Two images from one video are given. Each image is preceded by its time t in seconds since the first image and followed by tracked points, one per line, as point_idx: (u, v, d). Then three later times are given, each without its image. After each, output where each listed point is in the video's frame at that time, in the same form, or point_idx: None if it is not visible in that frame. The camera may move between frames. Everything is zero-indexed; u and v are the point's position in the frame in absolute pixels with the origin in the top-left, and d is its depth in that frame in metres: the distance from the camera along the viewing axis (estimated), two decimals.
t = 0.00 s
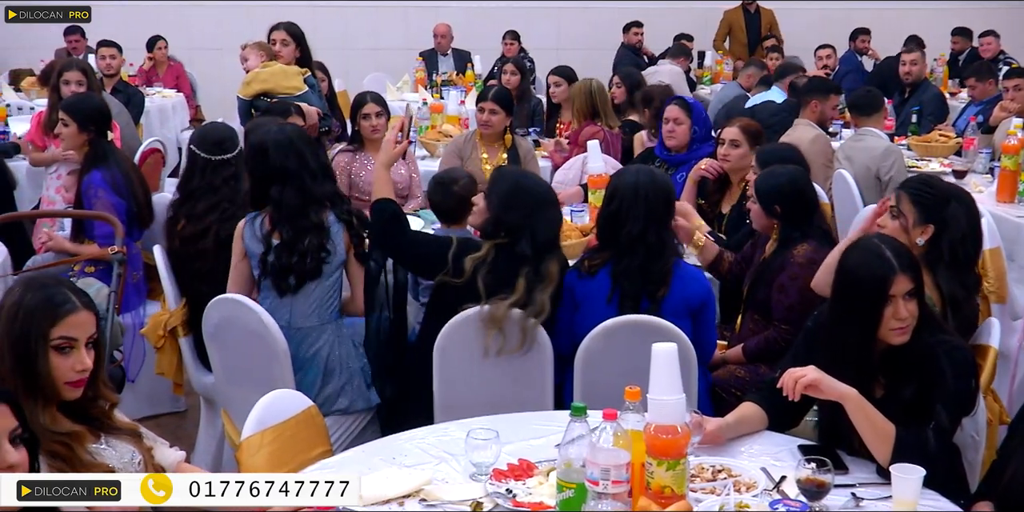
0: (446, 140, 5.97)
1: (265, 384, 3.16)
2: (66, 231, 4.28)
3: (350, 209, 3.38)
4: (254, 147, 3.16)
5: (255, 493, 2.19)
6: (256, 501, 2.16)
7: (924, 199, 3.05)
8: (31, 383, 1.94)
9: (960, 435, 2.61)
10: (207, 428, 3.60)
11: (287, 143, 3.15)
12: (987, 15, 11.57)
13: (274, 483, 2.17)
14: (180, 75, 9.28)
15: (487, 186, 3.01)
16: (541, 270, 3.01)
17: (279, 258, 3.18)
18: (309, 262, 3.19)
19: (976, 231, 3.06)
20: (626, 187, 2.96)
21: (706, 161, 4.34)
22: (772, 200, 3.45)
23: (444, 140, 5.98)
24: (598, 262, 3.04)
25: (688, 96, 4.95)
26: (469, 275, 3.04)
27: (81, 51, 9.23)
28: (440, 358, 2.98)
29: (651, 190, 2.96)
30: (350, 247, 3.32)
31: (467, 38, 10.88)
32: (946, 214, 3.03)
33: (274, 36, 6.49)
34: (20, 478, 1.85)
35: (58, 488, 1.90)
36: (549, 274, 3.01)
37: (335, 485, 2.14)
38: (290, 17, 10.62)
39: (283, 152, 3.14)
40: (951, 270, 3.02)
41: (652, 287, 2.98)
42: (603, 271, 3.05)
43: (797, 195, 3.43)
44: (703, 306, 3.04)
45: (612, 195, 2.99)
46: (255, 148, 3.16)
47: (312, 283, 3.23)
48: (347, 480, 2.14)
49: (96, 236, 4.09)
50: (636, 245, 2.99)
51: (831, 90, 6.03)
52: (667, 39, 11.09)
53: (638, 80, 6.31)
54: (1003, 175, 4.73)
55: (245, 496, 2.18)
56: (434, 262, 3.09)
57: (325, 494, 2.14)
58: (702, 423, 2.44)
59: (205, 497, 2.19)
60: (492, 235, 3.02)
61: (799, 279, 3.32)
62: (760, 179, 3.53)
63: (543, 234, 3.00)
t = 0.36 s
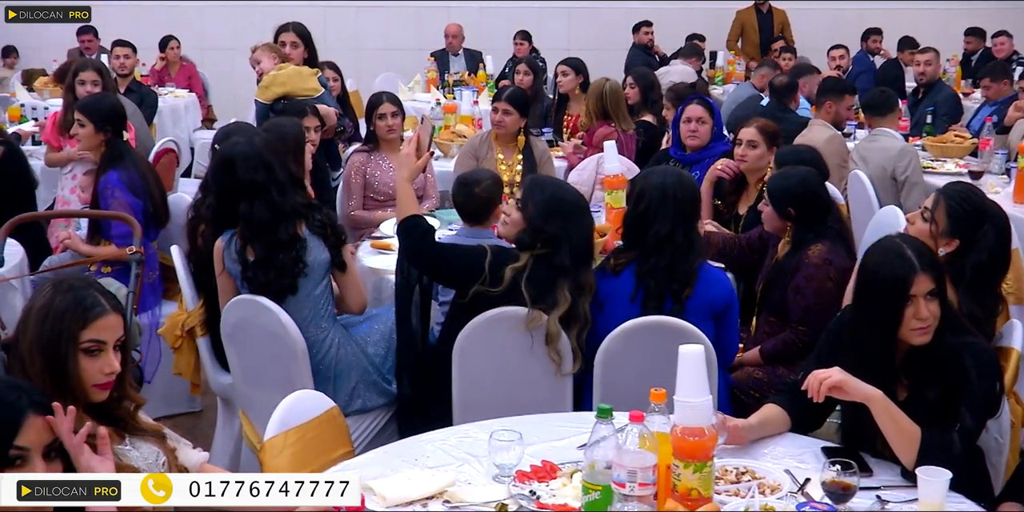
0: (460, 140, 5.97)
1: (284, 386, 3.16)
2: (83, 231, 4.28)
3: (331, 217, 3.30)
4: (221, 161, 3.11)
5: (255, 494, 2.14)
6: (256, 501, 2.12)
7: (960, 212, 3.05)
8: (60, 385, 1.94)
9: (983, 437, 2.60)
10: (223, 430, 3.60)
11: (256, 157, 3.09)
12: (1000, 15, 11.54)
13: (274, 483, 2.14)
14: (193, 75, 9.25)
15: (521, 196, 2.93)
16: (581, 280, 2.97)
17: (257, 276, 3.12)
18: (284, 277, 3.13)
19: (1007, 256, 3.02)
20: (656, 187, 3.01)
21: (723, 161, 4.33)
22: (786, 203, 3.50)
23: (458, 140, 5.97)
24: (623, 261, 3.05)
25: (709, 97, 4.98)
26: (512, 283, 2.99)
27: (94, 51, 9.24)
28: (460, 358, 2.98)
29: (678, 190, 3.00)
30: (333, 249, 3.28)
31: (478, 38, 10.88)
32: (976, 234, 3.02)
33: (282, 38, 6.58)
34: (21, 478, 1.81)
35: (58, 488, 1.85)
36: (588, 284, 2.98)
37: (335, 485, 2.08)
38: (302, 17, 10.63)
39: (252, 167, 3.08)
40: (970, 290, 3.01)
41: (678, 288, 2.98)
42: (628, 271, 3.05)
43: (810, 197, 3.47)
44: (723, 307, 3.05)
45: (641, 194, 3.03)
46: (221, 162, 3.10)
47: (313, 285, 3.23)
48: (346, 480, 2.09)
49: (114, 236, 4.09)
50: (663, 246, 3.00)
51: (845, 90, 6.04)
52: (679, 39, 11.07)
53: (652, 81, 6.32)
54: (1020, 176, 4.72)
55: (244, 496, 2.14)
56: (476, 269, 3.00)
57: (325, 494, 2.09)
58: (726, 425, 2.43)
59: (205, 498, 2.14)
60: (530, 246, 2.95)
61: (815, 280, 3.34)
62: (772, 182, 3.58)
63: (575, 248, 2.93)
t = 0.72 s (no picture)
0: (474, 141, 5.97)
1: (303, 387, 3.16)
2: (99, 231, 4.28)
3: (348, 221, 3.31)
4: (240, 162, 3.10)
5: (254, 493, 2.08)
6: (256, 501, 2.05)
7: (965, 209, 3.06)
8: (87, 386, 1.94)
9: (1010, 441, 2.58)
10: (241, 431, 3.61)
11: (270, 156, 3.07)
12: (1014, 16, 11.50)
13: (274, 482, 2.07)
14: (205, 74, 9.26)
15: (550, 197, 2.94)
16: (605, 282, 2.96)
17: (270, 277, 3.12)
18: (300, 280, 3.13)
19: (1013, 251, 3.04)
20: (691, 188, 2.98)
21: (738, 160, 4.30)
22: (790, 205, 3.47)
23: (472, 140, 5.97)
24: (656, 260, 3.04)
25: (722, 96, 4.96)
26: (538, 284, 2.98)
27: (106, 51, 9.26)
28: (480, 359, 2.99)
29: (714, 191, 2.99)
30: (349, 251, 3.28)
31: (489, 38, 10.88)
32: (981, 232, 3.04)
33: (281, 39, 6.58)
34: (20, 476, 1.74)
35: (58, 487, 1.78)
36: (611, 285, 2.97)
37: (335, 485, 1.95)
38: (314, 17, 10.64)
39: (265, 167, 3.07)
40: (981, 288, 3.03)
41: (708, 288, 2.97)
42: (660, 271, 3.03)
43: (815, 198, 3.43)
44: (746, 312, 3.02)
45: (675, 195, 3.00)
46: (241, 163, 3.10)
47: (331, 289, 3.24)
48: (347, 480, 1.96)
49: (130, 236, 4.09)
50: (697, 248, 2.98)
51: (860, 90, 6.02)
52: (691, 39, 11.05)
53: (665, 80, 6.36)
54: None
55: (244, 495, 2.08)
56: (505, 269, 2.99)
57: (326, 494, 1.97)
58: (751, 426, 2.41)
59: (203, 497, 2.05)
60: (557, 246, 2.96)
61: (825, 280, 3.30)
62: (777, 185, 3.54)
63: (600, 252, 2.94)
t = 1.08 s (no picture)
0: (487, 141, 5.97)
1: (321, 389, 3.16)
2: (115, 231, 4.28)
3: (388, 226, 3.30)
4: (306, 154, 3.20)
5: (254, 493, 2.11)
6: (256, 501, 2.09)
7: (981, 208, 3.08)
8: (112, 387, 1.94)
9: None
10: (259, 432, 3.61)
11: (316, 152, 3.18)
12: None
13: (274, 482, 2.11)
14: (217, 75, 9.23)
15: (572, 198, 2.95)
16: (626, 285, 2.95)
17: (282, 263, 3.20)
18: (307, 275, 3.16)
19: None
20: (748, 195, 3.00)
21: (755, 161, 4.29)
22: (796, 207, 3.46)
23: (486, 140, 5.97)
24: (708, 271, 2.97)
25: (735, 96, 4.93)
26: (562, 288, 2.96)
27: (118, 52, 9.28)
28: (499, 361, 2.98)
29: (765, 197, 3.03)
30: (382, 260, 3.25)
31: (501, 38, 10.87)
32: (998, 228, 3.05)
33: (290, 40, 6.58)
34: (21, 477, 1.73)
35: (58, 488, 1.74)
36: (633, 288, 2.96)
37: (334, 485, 2.05)
38: (325, 17, 10.64)
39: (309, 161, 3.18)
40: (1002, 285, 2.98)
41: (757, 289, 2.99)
42: (688, 256, 3.04)
43: (821, 198, 3.42)
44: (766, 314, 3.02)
45: (737, 204, 2.98)
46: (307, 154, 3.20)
47: (356, 287, 3.24)
48: (346, 480, 2.06)
49: (146, 236, 4.09)
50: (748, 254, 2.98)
51: (875, 90, 6.00)
52: (703, 39, 11.04)
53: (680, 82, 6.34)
54: None
55: (244, 497, 2.09)
56: (528, 273, 2.96)
57: (325, 494, 2.08)
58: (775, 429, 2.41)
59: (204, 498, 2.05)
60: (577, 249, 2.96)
61: (834, 280, 3.28)
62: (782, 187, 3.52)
63: (622, 255, 2.94)
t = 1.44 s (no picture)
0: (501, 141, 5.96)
1: (341, 390, 3.15)
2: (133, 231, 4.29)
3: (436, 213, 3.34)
4: (331, 152, 3.23)
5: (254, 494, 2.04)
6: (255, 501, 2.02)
7: (1010, 204, 3.12)
8: (138, 385, 1.94)
9: None
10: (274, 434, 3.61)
11: (359, 149, 3.18)
12: None
13: (274, 482, 2.08)
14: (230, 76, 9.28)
15: (590, 203, 2.93)
16: (646, 286, 2.94)
17: (336, 263, 3.18)
18: (366, 268, 3.15)
19: None
20: (770, 198, 3.01)
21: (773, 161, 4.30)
22: (813, 209, 3.42)
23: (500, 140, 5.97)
24: (734, 272, 2.98)
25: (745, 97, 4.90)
26: (582, 291, 2.95)
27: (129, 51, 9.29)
28: (519, 362, 2.98)
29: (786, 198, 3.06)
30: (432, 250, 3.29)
31: (513, 38, 10.86)
32: None
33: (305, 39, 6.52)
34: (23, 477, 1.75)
35: (59, 487, 1.72)
36: (653, 289, 2.95)
37: (336, 484, 2.09)
38: (336, 17, 10.65)
39: (354, 159, 3.18)
40: None
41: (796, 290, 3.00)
42: (710, 258, 3.02)
43: (838, 199, 3.38)
44: (786, 314, 3.02)
45: (761, 209, 2.99)
46: (333, 153, 3.22)
47: (397, 282, 3.24)
48: (347, 480, 2.09)
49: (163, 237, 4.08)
50: (764, 252, 2.99)
51: (884, 89, 5.96)
52: (715, 40, 11.02)
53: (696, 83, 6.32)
54: None
55: (244, 497, 2.01)
56: (547, 277, 2.96)
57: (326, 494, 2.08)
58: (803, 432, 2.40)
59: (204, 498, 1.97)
60: (596, 251, 2.94)
61: (851, 280, 3.23)
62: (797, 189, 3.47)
63: (642, 257, 2.93)
